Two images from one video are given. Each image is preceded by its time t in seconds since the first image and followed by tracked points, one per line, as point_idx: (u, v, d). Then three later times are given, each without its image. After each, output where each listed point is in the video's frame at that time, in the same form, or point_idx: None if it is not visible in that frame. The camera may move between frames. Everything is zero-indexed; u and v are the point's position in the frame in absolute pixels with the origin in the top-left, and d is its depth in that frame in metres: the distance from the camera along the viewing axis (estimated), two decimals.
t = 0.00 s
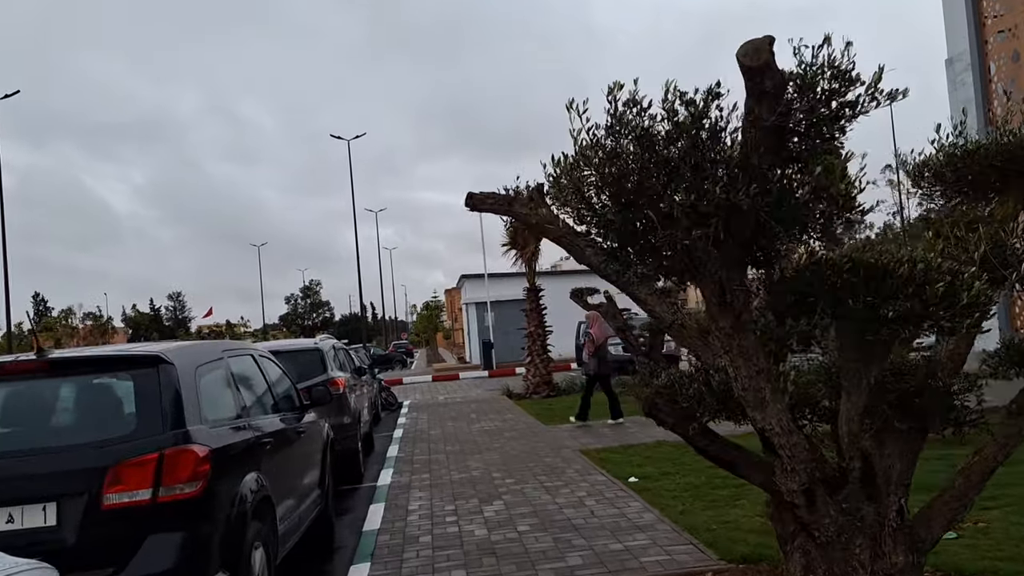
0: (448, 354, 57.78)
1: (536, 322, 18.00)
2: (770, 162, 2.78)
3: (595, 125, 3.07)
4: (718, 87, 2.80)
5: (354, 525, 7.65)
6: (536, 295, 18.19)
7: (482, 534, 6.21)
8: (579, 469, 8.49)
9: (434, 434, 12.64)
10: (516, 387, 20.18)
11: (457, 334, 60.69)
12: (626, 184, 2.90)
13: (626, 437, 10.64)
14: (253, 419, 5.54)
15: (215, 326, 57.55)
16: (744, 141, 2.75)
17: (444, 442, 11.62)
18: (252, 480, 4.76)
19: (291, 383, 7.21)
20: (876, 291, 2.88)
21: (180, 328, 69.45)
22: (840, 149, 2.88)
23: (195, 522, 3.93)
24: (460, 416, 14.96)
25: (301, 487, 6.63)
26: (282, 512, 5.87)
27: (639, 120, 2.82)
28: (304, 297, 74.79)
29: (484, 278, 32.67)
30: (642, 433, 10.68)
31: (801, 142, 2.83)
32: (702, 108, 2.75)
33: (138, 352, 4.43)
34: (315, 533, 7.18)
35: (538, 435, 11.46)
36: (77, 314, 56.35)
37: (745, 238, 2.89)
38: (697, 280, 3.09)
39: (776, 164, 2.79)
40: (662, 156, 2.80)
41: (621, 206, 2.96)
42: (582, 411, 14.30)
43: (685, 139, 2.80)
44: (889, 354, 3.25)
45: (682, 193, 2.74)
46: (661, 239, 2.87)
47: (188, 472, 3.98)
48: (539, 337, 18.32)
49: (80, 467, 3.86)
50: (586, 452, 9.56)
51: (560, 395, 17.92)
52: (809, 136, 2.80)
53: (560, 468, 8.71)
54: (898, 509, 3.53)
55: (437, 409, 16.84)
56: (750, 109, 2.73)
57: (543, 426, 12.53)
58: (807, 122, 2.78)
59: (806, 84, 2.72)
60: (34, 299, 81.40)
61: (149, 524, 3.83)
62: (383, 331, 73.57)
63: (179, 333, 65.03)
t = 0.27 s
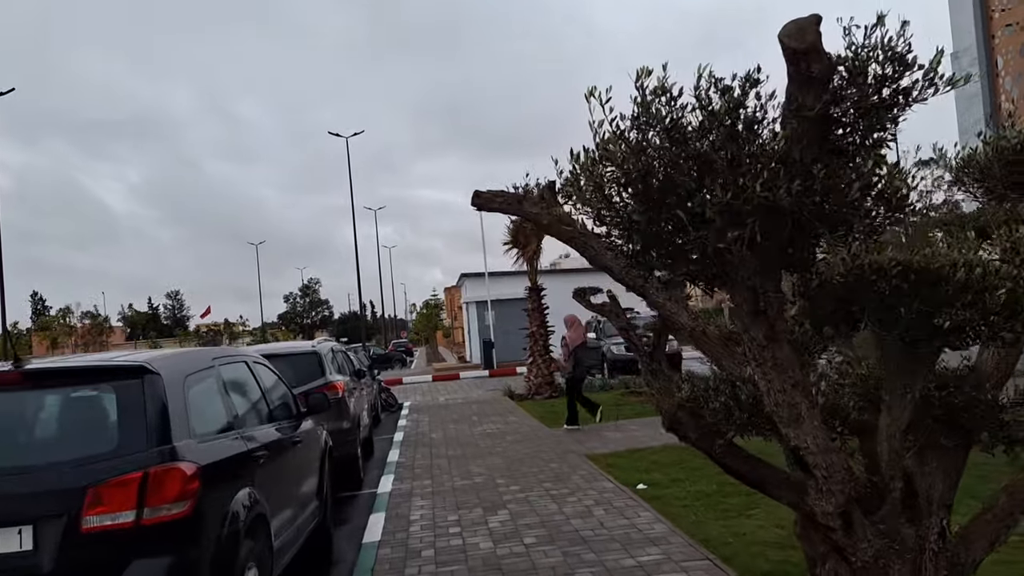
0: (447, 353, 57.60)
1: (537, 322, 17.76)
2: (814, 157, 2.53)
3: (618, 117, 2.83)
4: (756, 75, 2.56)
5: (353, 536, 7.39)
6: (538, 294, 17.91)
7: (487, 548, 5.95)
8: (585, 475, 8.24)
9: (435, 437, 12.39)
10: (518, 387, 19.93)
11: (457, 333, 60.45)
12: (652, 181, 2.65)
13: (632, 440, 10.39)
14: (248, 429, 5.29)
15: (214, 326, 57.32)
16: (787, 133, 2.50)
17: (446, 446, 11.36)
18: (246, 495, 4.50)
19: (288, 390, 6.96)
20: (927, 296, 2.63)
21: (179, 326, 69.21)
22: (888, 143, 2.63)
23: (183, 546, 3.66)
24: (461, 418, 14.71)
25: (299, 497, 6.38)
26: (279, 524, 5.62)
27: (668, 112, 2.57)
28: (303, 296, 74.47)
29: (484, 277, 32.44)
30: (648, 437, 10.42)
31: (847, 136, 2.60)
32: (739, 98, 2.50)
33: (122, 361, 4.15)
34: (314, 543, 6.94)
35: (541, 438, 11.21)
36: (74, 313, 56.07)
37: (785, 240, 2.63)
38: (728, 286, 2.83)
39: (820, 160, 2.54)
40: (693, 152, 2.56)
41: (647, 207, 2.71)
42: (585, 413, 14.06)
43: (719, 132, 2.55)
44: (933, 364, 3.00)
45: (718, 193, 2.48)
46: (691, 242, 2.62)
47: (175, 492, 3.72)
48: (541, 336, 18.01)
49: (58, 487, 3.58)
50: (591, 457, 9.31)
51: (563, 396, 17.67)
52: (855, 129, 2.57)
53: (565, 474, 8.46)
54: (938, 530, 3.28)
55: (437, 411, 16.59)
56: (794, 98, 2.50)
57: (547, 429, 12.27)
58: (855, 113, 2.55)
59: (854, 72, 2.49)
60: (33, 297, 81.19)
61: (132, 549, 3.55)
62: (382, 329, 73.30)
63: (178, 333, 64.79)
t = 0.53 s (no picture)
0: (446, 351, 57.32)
1: (538, 320, 17.47)
2: (862, 130, 2.31)
3: (641, 90, 2.61)
4: (798, 41, 2.37)
5: (350, 542, 7.10)
6: (538, 291, 17.63)
7: (489, 556, 5.68)
8: (590, 477, 7.96)
9: (434, 438, 12.12)
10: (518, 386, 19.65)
11: (456, 332, 60.18)
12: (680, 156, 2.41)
13: (638, 441, 10.11)
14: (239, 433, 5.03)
15: (212, 325, 57.02)
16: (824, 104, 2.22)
17: (447, 447, 11.08)
18: (234, 503, 4.23)
19: (282, 391, 6.70)
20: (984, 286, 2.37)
21: (177, 326, 68.88)
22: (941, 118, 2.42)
23: (162, 562, 3.38)
24: (461, 418, 14.43)
25: (293, 503, 6.11)
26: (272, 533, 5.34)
27: (699, 80, 2.35)
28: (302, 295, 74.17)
29: (483, 275, 32.17)
30: (653, 438, 10.16)
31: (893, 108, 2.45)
32: (780, 65, 2.30)
33: (100, 362, 3.88)
34: (309, 550, 6.66)
35: (544, 439, 10.93)
36: (72, 313, 55.74)
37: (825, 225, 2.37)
38: (759, 275, 2.58)
39: (867, 132, 2.33)
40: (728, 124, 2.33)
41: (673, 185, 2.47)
42: (588, 412, 13.78)
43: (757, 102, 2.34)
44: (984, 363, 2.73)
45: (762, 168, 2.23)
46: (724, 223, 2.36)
47: (155, 503, 3.44)
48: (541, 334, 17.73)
49: (27, 498, 3.30)
50: (595, 458, 9.04)
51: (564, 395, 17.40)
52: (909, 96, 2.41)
53: (568, 476, 8.20)
54: (985, 543, 3.00)
55: (437, 410, 16.31)
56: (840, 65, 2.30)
57: (548, 429, 11.99)
58: (908, 80, 2.41)
59: (909, 36, 2.36)
60: (31, 298, 80.91)
61: (107, 566, 3.27)
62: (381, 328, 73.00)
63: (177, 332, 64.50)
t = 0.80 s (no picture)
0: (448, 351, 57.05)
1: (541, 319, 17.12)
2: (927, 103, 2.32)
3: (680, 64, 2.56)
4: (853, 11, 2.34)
5: (349, 553, 6.80)
6: (541, 290, 17.30)
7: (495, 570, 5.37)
8: (599, 484, 7.64)
9: (436, 441, 11.82)
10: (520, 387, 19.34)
11: (457, 331, 59.89)
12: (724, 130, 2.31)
13: (646, 444, 9.78)
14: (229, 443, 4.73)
15: (212, 326, 56.77)
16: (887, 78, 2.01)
17: (449, 451, 10.75)
18: (222, 520, 3.92)
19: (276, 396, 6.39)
20: None
21: (177, 326, 68.64)
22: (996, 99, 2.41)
23: None
24: (463, 420, 14.13)
25: (289, 513, 5.81)
26: (267, 547, 5.04)
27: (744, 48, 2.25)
28: (303, 295, 73.90)
29: (484, 273, 31.85)
30: (661, 441, 9.85)
31: (965, 77, 2.43)
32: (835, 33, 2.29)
33: (74, 370, 3.57)
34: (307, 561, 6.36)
35: (549, 442, 10.60)
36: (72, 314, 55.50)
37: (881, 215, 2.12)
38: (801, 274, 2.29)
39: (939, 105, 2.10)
40: (775, 96, 2.22)
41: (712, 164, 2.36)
42: (593, 413, 13.44)
43: (808, 72, 2.25)
44: None
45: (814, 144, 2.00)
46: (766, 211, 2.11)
47: (131, 526, 3.13)
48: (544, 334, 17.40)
49: None
50: (602, 463, 8.74)
51: (567, 396, 17.10)
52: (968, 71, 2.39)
53: (575, 482, 7.90)
54: None
55: (438, 412, 15.98)
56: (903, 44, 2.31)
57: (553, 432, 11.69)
58: (981, 44, 2.35)
59: None
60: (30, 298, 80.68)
61: None
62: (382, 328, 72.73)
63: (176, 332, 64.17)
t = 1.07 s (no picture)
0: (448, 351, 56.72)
1: (543, 319, 16.81)
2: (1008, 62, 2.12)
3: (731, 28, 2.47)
4: None
5: (345, 563, 6.50)
6: (543, 289, 16.96)
7: None
8: (605, 490, 7.34)
9: (436, 444, 11.50)
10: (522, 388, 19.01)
11: (458, 331, 59.56)
12: (772, 97, 2.31)
13: (652, 448, 9.47)
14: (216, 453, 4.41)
15: (211, 326, 56.44)
16: (950, 34, 2.00)
17: (449, 454, 10.45)
18: (204, 536, 3.62)
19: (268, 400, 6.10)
20: None
21: (177, 326, 68.33)
22: None
23: None
24: (464, 422, 13.81)
25: (281, 523, 5.51)
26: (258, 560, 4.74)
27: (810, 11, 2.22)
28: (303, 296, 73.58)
29: (485, 273, 31.50)
30: (668, 444, 9.54)
31: None
32: None
33: (38, 376, 3.27)
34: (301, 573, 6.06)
35: (552, 446, 10.29)
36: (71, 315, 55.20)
37: (946, 201, 2.05)
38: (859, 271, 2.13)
39: (1013, 71, 2.04)
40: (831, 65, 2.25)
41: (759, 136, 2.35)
42: (597, 415, 13.13)
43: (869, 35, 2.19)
44: None
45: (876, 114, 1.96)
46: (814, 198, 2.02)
47: (97, 548, 2.83)
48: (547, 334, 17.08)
49: None
50: (608, 468, 8.43)
51: (570, 397, 16.77)
52: None
53: (580, 488, 7.59)
54: None
55: (439, 414, 15.67)
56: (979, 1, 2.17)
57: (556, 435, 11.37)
58: None
59: None
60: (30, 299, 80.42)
61: None
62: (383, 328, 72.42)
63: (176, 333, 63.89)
